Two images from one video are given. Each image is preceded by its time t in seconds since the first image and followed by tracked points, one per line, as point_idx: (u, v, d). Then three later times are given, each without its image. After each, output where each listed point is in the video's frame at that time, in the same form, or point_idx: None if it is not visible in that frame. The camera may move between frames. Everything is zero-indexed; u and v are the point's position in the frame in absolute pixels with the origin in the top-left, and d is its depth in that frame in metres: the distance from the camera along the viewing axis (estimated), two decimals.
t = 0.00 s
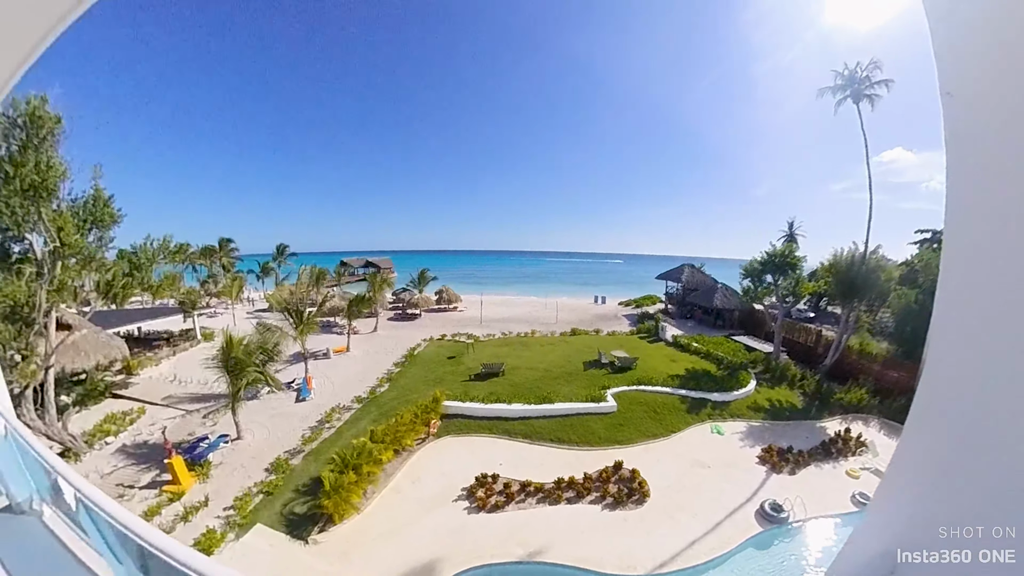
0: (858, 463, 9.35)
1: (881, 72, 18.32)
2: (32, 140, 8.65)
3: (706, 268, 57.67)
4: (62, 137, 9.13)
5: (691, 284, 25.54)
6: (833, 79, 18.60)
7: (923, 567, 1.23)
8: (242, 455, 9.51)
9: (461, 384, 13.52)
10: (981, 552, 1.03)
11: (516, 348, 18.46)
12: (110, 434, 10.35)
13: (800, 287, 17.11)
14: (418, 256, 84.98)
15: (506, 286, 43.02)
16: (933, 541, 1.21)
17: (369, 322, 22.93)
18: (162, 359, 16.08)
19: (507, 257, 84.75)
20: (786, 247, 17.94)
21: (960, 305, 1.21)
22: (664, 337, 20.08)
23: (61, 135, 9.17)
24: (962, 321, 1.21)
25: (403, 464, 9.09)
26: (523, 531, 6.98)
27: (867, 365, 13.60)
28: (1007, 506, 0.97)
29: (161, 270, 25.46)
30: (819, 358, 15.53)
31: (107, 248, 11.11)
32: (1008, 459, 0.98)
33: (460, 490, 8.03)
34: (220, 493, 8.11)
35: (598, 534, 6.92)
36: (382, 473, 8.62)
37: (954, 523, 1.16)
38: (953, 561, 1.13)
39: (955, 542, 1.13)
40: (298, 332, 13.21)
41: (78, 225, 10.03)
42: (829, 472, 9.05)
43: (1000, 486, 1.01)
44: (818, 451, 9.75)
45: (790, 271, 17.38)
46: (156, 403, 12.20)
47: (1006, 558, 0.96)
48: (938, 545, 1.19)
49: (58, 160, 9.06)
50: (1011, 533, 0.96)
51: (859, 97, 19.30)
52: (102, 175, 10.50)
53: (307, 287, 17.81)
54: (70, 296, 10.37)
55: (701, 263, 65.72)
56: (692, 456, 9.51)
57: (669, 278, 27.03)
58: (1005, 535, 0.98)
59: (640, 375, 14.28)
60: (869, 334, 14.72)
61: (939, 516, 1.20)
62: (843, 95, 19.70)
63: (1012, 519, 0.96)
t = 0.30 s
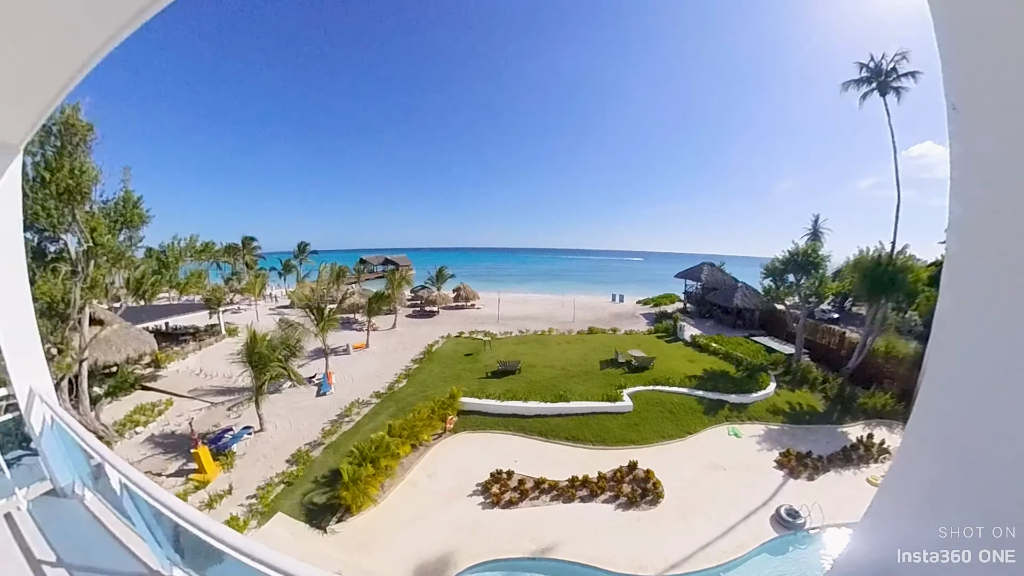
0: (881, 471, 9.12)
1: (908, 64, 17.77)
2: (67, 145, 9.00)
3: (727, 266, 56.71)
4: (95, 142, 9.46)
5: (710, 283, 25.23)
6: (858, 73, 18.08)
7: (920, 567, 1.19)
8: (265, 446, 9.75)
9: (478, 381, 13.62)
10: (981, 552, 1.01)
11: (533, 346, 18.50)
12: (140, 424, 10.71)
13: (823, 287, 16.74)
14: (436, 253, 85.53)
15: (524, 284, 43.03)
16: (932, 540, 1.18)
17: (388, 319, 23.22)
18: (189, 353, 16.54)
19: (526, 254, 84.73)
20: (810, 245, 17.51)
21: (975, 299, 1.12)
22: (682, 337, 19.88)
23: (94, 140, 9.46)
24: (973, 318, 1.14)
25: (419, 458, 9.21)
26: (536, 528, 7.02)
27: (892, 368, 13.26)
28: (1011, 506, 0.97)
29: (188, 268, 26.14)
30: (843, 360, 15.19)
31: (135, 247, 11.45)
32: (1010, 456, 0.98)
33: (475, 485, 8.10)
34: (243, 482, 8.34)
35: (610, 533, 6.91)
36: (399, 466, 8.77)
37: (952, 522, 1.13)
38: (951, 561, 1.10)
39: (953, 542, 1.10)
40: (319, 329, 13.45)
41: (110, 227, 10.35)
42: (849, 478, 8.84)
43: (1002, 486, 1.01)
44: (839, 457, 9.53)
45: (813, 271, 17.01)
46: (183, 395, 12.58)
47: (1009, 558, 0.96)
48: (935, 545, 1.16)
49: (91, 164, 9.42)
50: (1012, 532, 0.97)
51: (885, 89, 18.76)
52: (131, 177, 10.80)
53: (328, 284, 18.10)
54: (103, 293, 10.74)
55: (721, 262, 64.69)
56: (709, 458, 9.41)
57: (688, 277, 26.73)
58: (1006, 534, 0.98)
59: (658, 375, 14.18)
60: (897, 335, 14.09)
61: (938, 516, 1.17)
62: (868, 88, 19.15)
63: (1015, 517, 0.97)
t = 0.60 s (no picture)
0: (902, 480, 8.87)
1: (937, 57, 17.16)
2: (99, 148, 9.34)
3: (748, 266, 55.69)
4: (125, 143, 9.79)
5: (730, 283, 24.89)
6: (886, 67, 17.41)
7: (924, 566, 1.20)
8: (285, 436, 9.96)
9: (494, 377, 13.71)
10: (982, 551, 1.01)
11: (550, 343, 18.49)
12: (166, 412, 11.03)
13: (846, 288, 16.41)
14: (454, 250, 85.83)
15: (541, 281, 42.92)
16: (934, 540, 1.17)
17: (406, 315, 23.42)
18: (213, 345, 16.94)
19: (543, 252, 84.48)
20: (834, 246, 17.63)
21: (985, 296, 1.08)
22: (700, 337, 19.63)
23: (125, 141, 9.79)
24: (978, 322, 1.11)
25: (435, 452, 9.30)
26: (548, 524, 7.04)
27: (916, 374, 12.90)
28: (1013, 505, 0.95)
29: (212, 263, 26.71)
30: (865, 365, 14.81)
31: (163, 243, 11.70)
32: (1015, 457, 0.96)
33: (489, 480, 8.17)
34: (264, 470, 8.56)
35: (622, 532, 6.90)
36: (415, 459, 8.90)
37: (953, 521, 1.12)
38: (953, 561, 1.09)
39: (953, 542, 1.09)
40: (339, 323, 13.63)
41: (140, 222, 10.63)
42: (868, 488, 8.61)
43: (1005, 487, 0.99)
44: (859, 465, 9.29)
45: (836, 272, 17.10)
46: (208, 385, 12.91)
47: (1007, 556, 0.96)
48: (936, 544, 1.16)
49: (121, 164, 9.76)
50: (1011, 533, 0.96)
51: (913, 83, 18.15)
52: (160, 177, 11.08)
53: (347, 279, 18.35)
54: (132, 287, 11.07)
55: (742, 261, 63.53)
56: (724, 460, 9.31)
57: (707, 276, 26.40)
58: (1005, 535, 0.97)
59: (674, 375, 14.06)
60: (924, 341, 13.59)
61: (938, 514, 1.16)
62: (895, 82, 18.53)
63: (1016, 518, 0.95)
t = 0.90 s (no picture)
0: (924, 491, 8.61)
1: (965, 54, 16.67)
2: (131, 148, 9.66)
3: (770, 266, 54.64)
4: (156, 143, 10.09)
5: (750, 284, 24.50)
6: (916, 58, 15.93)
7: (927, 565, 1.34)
8: (305, 427, 10.17)
9: (510, 375, 13.79)
10: (980, 551, 1.16)
11: (566, 342, 18.48)
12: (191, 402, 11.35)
13: (870, 291, 16.00)
14: (473, 248, 86.04)
15: (559, 280, 42.74)
16: (934, 539, 1.32)
17: (424, 312, 23.61)
18: (236, 338, 17.33)
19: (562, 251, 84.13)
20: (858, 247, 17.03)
21: (981, 329, 1.22)
22: (718, 339, 19.39)
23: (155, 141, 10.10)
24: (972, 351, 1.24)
25: (451, 446, 9.40)
26: (561, 521, 7.07)
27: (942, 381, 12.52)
28: (1005, 511, 1.10)
29: (236, 258, 27.28)
30: (889, 371, 14.38)
31: (189, 240, 11.99)
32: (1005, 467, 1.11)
33: (505, 475, 8.22)
34: (284, 460, 8.76)
35: (634, 532, 6.89)
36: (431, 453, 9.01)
37: (950, 522, 1.26)
38: (956, 560, 1.23)
39: (954, 542, 1.24)
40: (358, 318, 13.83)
41: (168, 219, 10.93)
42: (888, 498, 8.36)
43: (998, 494, 1.13)
44: (879, 475, 9.06)
45: (860, 274, 16.54)
46: (231, 376, 13.23)
47: (1006, 557, 1.11)
48: (937, 544, 1.31)
49: (153, 164, 10.07)
50: (1010, 533, 1.10)
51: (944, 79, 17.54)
52: (187, 175, 11.38)
53: (366, 276, 18.58)
54: (161, 281, 11.40)
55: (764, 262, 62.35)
56: (739, 464, 9.19)
57: (726, 277, 26.04)
58: (1004, 535, 1.11)
59: (691, 376, 13.95)
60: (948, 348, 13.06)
61: (937, 516, 1.30)
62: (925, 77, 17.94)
63: (1014, 522, 1.10)
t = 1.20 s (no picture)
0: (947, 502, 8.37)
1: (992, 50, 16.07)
2: (161, 151, 9.98)
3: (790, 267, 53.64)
4: (184, 145, 10.37)
5: (770, 285, 24.12)
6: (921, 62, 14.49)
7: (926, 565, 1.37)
8: (323, 422, 10.35)
9: (526, 374, 13.83)
10: (980, 551, 1.19)
11: (582, 342, 18.44)
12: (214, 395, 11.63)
13: (893, 295, 15.91)
14: (490, 247, 86.26)
15: (575, 280, 42.60)
16: (934, 539, 1.35)
17: (441, 310, 23.77)
18: (258, 335, 17.69)
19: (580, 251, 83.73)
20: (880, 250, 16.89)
21: (987, 342, 1.23)
22: (737, 341, 19.14)
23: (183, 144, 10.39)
24: (976, 363, 1.26)
25: (466, 443, 9.46)
26: (573, 521, 7.06)
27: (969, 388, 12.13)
28: (1005, 508, 1.15)
29: (259, 256, 27.84)
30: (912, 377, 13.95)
31: (215, 238, 12.27)
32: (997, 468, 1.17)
33: (519, 473, 8.25)
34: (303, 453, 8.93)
35: (647, 534, 6.84)
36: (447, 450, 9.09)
37: (951, 521, 1.30)
38: (955, 560, 1.27)
39: (954, 542, 1.27)
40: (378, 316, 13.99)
41: (195, 219, 11.23)
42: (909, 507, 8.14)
43: (997, 495, 1.18)
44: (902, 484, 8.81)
45: (882, 277, 16.40)
46: (252, 371, 13.52)
47: (1007, 557, 1.14)
48: (937, 544, 1.33)
49: (181, 165, 10.32)
50: (1009, 532, 1.14)
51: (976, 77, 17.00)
52: (213, 176, 11.66)
53: (385, 274, 18.80)
54: (187, 279, 11.74)
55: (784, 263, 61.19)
56: (756, 469, 9.05)
57: (746, 278, 25.69)
58: (1005, 535, 1.15)
59: (709, 379, 13.79)
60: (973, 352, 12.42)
61: (937, 516, 1.33)
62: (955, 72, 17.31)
63: (1013, 519, 1.14)
